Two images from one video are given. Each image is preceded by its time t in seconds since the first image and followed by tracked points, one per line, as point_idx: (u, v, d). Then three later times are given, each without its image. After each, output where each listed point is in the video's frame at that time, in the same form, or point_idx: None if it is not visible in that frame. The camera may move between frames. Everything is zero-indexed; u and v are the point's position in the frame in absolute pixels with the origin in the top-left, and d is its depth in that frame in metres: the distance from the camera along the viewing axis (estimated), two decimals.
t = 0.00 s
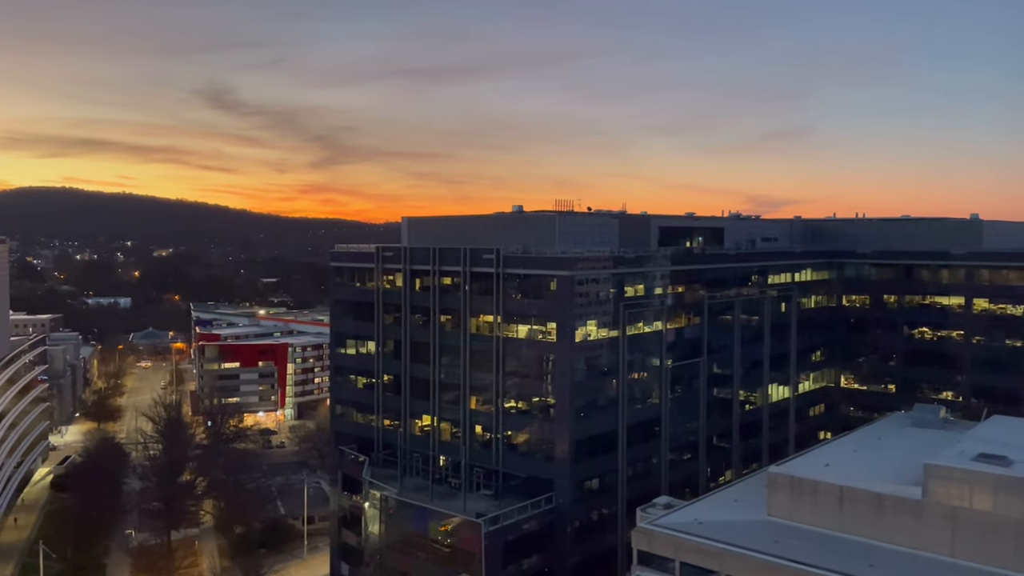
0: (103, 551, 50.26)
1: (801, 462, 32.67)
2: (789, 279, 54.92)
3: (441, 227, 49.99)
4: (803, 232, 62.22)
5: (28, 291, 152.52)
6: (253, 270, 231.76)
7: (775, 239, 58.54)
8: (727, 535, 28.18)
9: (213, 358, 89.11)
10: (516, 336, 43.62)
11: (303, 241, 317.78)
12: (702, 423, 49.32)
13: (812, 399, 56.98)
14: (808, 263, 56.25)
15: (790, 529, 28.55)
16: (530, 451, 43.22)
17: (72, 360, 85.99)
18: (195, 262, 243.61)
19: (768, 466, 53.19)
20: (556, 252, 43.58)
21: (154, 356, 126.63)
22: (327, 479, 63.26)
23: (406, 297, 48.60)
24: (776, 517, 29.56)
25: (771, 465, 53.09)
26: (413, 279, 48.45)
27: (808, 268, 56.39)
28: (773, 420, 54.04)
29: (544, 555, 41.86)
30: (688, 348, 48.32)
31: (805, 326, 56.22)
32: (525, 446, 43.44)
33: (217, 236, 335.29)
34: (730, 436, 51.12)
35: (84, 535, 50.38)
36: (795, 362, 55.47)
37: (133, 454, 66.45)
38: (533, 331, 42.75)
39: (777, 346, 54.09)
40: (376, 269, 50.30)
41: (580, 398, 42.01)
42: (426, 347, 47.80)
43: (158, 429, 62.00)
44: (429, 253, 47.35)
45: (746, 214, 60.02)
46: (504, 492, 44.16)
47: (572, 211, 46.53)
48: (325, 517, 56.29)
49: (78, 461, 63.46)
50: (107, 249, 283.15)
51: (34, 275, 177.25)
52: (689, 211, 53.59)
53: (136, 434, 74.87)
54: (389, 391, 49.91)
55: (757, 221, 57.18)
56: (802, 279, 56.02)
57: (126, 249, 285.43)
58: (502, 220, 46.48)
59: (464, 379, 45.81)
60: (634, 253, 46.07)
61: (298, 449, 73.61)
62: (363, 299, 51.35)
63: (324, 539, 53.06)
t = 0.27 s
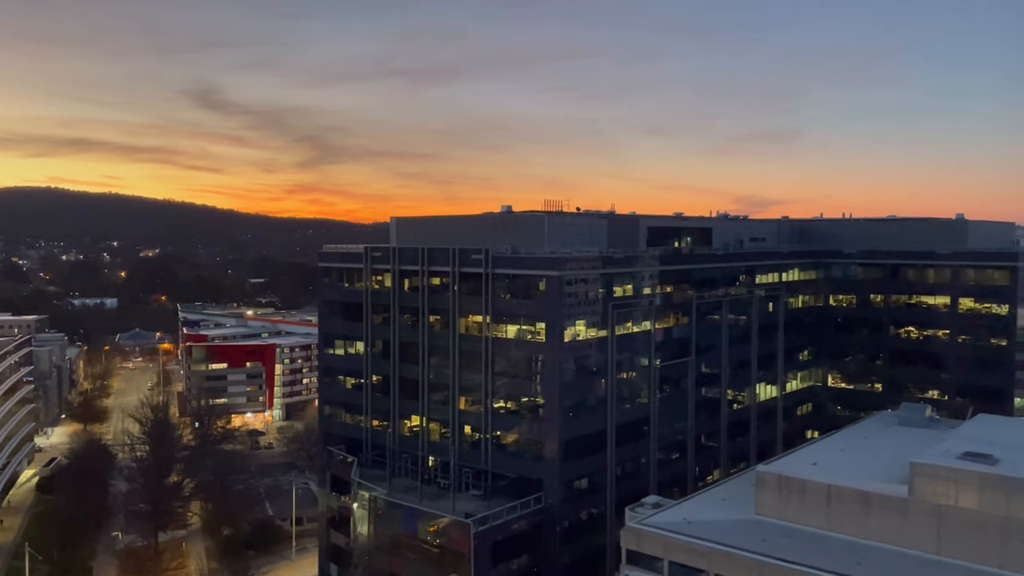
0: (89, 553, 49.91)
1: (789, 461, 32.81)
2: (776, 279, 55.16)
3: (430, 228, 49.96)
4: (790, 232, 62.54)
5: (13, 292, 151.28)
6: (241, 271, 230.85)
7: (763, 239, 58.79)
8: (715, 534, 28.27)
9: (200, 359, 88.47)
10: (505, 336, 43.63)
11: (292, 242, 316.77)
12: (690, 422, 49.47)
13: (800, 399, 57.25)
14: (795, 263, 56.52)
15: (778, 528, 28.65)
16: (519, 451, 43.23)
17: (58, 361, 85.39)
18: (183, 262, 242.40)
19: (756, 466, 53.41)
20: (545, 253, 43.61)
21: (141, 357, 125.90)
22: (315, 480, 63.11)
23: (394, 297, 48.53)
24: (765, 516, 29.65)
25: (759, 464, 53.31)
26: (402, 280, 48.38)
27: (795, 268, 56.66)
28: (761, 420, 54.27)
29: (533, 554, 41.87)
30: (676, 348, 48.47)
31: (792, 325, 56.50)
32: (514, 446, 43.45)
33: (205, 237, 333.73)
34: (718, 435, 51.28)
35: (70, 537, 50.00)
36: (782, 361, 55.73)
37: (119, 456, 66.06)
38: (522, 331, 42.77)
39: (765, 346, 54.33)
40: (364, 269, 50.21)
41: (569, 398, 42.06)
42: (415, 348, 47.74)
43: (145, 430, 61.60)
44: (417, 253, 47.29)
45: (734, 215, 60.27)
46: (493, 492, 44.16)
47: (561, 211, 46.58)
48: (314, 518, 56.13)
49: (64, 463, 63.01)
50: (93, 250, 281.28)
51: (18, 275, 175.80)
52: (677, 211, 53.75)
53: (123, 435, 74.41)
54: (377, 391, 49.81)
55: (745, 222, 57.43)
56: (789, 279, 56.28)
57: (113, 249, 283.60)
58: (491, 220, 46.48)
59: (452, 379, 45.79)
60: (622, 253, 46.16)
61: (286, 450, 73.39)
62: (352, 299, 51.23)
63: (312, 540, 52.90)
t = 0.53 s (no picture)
0: (73, 556, 49.56)
1: (775, 460, 32.98)
2: (763, 279, 55.42)
3: (418, 228, 49.90)
4: (776, 233, 62.86)
5: None
6: (228, 271, 229.80)
7: (750, 239, 59.05)
8: (702, 534, 28.38)
9: (186, 360, 87.74)
10: (493, 336, 43.63)
11: (280, 241, 315.60)
12: (678, 422, 49.64)
13: (787, 398, 57.56)
14: (782, 263, 56.80)
15: (764, 527, 28.78)
16: (507, 451, 43.24)
17: (43, 363, 84.73)
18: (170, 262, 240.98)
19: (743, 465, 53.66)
20: (533, 253, 43.63)
21: (127, 358, 125.11)
22: (302, 481, 62.97)
23: (382, 297, 48.43)
24: (751, 515, 29.79)
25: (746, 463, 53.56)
26: (389, 280, 48.29)
27: (781, 268, 56.94)
28: (748, 419, 54.53)
29: (521, 554, 41.88)
30: (664, 348, 48.60)
31: (779, 325, 56.77)
32: (503, 447, 43.45)
33: (193, 237, 331.97)
34: (705, 435, 51.46)
35: (54, 540, 49.63)
36: (769, 361, 56.00)
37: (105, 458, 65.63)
38: (510, 331, 42.78)
39: (752, 345, 54.58)
40: (352, 270, 50.09)
41: (557, 398, 42.11)
42: (403, 349, 47.66)
43: (131, 432, 61.18)
44: (405, 253, 47.23)
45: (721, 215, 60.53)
46: (481, 492, 44.16)
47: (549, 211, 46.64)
48: (301, 519, 56.01)
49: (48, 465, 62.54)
50: (78, 250, 279.02)
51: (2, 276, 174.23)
52: (665, 212, 53.90)
53: (109, 437, 73.90)
54: (365, 392, 49.71)
55: (732, 222, 57.69)
56: (776, 279, 56.55)
57: (98, 249, 281.46)
58: (479, 221, 46.46)
59: (441, 379, 45.75)
60: (610, 253, 46.25)
61: (273, 451, 73.17)
62: (339, 300, 51.09)
63: (300, 542, 52.77)
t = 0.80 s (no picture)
0: (56, 558, 49.14)
1: (761, 459, 33.12)
2: (749, 279, 55.64)
3: (405, 228, 49.80)
4: (762, 233, 63.15)
5: None
6: (215, 271, 228.55)
7: (736, 239, 59.29)
8: (689, 533, 28.45)
9: (171, 361, 87.43)
10: (481, 337, 43.58)
11: (268, 242, 314.30)
12: (665, 421, 49.76)
13: (773, 397, 57.83)
14: (768, 263, 57.05)
15: (751, 526, 28.87)
16: (495, 452, 43.20)
17: (26, 364, 83.98)
18: (155, 263, 239.40)
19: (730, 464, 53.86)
20: (520, 253, 43.61)
21: (111, 359, 124.12)
22: (289, 482, 62.76)
23: (369, 298, 48.30)
24: (738, 514, 29.89)
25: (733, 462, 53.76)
26: (376, 280, 48.16)
27: (766, 268, 57.14)
28: (734, 418, 54.73)
29: (509, 555, 41.85)
30: (651, 348, 48.71)
31: (765, 325, 57.03)
32: (490, 447, 43.40)
33: (179, 237, 330.04)
34: (692, 434, 51.61)
35: (37, 543, 49.18)
36: (755, 361, 56.23)
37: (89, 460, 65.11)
38: (497, 331, 42.76)
39: (738, 345, 54.80)
40: (339, 270, 49.93)
41: (544, 398, 42.12)
42: (390, 349, 47.54)
43: (115, 433, 60.70)
44: (392, 253, 47.12)
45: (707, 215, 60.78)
46: (469, 492, 44.11)
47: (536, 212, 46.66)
48: (287, 520, 55.81)
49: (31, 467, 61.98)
50: (61, 250, 276.55)
51: None
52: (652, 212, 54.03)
53: (93, 438, 73.29)
54: (352, 393, 49.55)
55: (718, 222, 57.93)
56: (762, 279, 56.78)
57: (81, 250, 279.15)
58: (466, 221, 46.41)
59: (428, 380, 45.66)
60: (598, 253, 46.31)
61: (260, 452, 72.88)
62: (326, 300, 50.92)
63: (286, 543, 52.57)
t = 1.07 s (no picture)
0: (39, 561, 48.69)
1: (747, 459, 33.27)
2: (734, 279, 55.87)
3: (391, 228, 49.67)
4: (748, 233, 63.42)
5: None
6: (200, 271, 227.19)
7: (721, 240, 59.53)
8: (675, 532, 28.53)
9: (155, 362, 87.11)
10: (467, 337, 43.54)
11: (254, 241, 312.80)
12: (651, 421, 49.87)
13: (758, 397, 58.12)
14: (753, 263, 57.29)
15: (736, 525, 28.99)
16: (481, 452, 43.16)
17: (8, 365, 83.15)
18: (140, 263, 237.69)
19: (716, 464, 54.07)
20: (507, 253, 43.58)
21: (94, 360, 123.04)
22: (274, 483, 62.52)
23: (355, 298, 48.15)
24: (724, 513, 30.01)
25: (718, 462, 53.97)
26: (362, 280, 48.03)
27: (751, 268, 57.37)
28: (720, 418, 54.95)
29: (495, 555, 41.82)
30: (637, 347, 48.82)
31: (751, 325, 57.29)
32: (477, 447, 43.36)
33: (165, 237, 327.87)
34: (678, 434, 51.76)
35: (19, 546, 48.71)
36: (740, 361, 56.46)
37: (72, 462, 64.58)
38: (484, 331, 42.73)
39: (724, 345, 55.01)
40: (324, 270, 49.76)
41: (531, 398, 42.14)
42: (376, 349, 47.40)
43: (98, 435, 60.21)
44: (378, 253, 47.01)
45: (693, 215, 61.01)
46: (456, 492, 44.06)
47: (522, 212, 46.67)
48: (273, 522, 55.57)
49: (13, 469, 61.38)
50: (43, 250, 273.93)
51: None
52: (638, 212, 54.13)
53: (76, 440, 72.66)
54: (338, 393, 49.39)
55: (704, 223, 58.17)
56: (747, 279, 57.02)
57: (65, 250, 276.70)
58: (453, 221, 46.33)
59: (414, 380, 45.57)
60: (584, 253, 46.35)
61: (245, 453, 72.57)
62: (312, 300, 50.72)
63: (272, 544, 52.34)
